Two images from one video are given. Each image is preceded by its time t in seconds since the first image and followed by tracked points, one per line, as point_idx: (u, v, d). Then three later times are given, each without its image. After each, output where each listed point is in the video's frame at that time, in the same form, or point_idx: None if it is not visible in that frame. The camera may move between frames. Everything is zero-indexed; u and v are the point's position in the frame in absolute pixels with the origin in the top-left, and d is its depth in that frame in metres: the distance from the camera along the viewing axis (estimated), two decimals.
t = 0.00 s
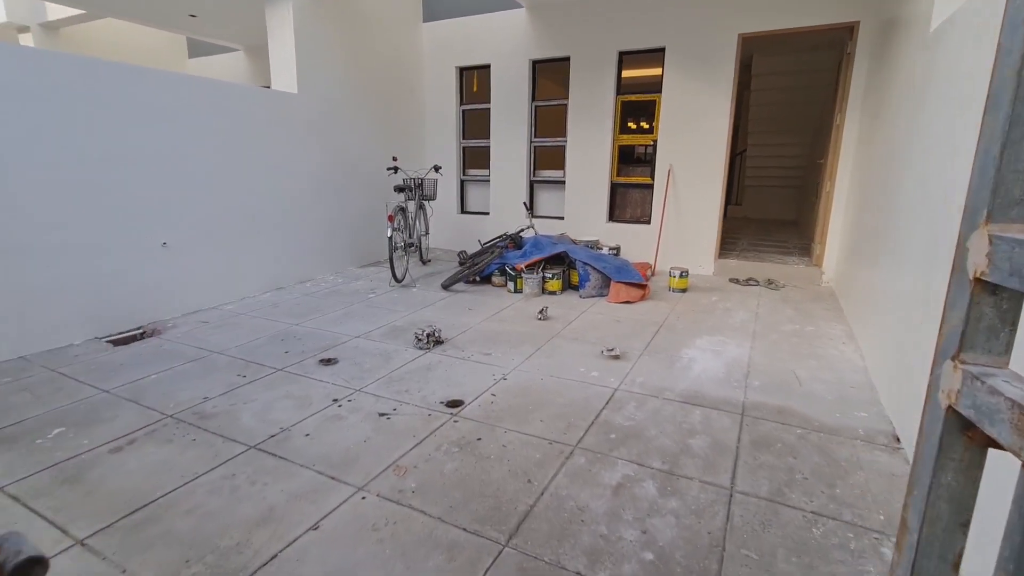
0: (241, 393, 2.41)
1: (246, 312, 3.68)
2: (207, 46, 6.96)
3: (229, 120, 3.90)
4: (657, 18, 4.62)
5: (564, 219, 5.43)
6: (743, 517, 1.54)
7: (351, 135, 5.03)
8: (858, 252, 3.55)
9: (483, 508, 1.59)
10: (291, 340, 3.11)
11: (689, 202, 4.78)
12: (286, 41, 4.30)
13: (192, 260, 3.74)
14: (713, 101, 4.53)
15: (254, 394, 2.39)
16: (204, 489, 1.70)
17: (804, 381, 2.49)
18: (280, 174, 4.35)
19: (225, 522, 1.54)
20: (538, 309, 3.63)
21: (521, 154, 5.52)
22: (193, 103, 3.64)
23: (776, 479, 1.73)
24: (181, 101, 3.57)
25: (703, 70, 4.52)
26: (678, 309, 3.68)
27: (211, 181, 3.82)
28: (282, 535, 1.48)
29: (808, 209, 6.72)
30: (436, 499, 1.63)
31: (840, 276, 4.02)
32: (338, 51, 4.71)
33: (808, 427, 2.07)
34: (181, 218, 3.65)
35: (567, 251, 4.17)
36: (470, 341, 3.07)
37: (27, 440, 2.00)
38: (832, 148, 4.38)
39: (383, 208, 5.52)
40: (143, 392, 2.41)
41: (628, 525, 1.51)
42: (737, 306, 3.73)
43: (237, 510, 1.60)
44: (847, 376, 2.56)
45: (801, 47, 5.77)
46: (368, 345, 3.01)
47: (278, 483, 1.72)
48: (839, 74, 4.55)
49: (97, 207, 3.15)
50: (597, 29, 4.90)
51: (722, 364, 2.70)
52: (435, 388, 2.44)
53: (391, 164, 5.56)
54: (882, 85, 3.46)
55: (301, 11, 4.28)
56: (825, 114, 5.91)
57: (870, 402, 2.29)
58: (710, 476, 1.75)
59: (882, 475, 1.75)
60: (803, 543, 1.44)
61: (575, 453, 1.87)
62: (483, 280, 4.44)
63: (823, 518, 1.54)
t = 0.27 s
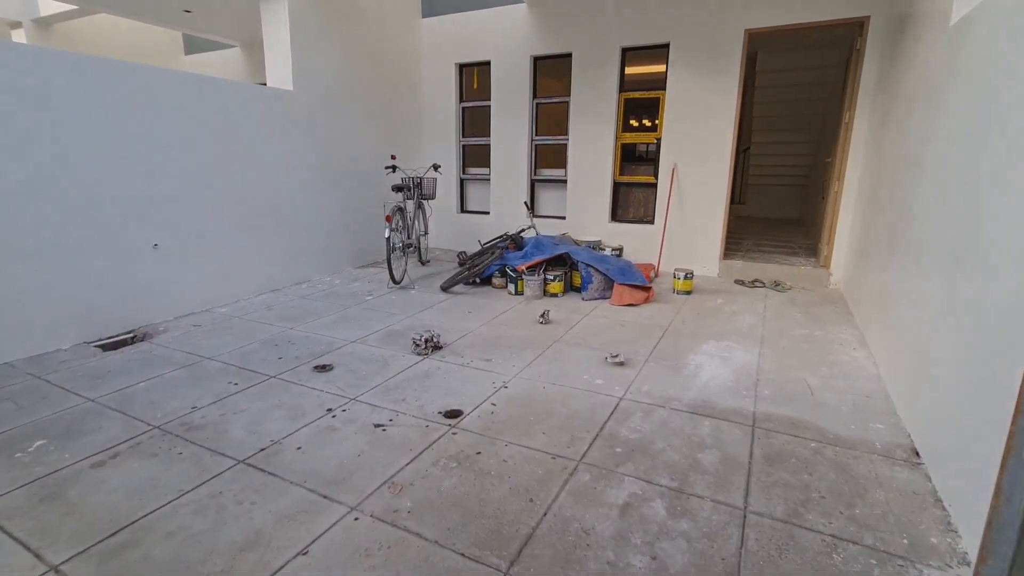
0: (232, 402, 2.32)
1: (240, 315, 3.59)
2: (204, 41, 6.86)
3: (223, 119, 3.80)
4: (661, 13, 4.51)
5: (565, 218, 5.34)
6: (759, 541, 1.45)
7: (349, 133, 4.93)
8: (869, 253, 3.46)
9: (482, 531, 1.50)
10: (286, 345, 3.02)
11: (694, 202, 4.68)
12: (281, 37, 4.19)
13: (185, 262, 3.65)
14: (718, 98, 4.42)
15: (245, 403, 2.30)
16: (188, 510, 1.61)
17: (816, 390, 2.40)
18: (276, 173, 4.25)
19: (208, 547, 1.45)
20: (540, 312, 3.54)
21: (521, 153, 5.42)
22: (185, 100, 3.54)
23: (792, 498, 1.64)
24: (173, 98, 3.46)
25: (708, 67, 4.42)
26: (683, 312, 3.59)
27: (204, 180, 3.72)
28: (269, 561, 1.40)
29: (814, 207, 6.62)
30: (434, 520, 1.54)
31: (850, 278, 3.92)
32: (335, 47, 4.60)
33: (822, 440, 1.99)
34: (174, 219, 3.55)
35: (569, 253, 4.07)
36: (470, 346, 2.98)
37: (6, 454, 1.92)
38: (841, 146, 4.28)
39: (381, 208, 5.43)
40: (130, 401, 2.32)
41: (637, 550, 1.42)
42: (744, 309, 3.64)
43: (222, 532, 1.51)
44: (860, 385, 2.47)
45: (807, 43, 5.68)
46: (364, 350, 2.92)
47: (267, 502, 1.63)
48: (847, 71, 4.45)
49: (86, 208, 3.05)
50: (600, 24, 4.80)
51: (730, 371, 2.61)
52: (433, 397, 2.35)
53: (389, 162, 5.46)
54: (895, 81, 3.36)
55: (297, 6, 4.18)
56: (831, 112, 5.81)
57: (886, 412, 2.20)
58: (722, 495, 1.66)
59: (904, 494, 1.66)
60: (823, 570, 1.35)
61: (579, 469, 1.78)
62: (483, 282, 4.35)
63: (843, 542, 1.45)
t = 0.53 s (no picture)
0: (226, 415, 2.26)
1: (236, 321, 3.52)
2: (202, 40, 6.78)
3: (220, 121, 3.73)
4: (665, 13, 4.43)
5: (568, 221, 5.27)
6: (774, 571, 1.39)
7: (348, 134, 4.85)
8: (878, 259, 3.39)
9: (485, 558, 1.44)
10: (283, 354, 2.95)
11: (698, 204, 4.61)
12: (279, 37, 4.12)
13: (181, 267, 3.58)
14: (724, 99, 4.35)
15: (240, 417, 2.24)
16: (178, 534, 1.54)
17: (827, 403, 2.33)
18: (274, 175, 4.18)
19: None
20: (542, 319, 3.47)
21: (523, 154, 5.35)
22: (179, 102, 3.47)
23: (807, 522, 1.58)
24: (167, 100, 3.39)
25: (713, 67, 4.34)
26: (688, 319, 3.52)
27: (200, 183, 3.65)
28: None
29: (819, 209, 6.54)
30: (434, 546, 1.48)
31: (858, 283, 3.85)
32: (333, 47, 4.53)
33: (835, 457, 1.92)
34: (169, 224, 3.48)
35: (572, 257, 4.01)
36: (471, 355, 2.91)
37: None
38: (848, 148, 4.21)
39: (381, 210, 5.36)
40: (122, 414, 2.26)
41: None
42: (750, 316, 3.57)
43: (213, 559, 1.45)
44: (873, 397, 2.40)
45: (812, 43, 5.61)
46: (363, 359, 2.86)
47: (260, 526, 1.57)
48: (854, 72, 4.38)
49: (78, 213, 2.98)
50: (602, 24, 4.72)
51: (738, 382, 2.54)
52: (433, 410, 2.28)
53: (389, 163, 5.39)
54: (906, 83, 3.28)
55: (295, 5, 4.11)
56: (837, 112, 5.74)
57: (900, 427, 2.14)
58: (734, 518, 1.59)
59: (923, 518, 1.60)
60: None
61: (585, 490, 1.72)
62: (485, 286, 4.29)
63: (863, 572, 1.39)
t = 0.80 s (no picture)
0: (224, 429, 2.22)
1: (235, 328, 3.48)
2: (200, 39, 6.72)
3: (218, 124, 3.68)
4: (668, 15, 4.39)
5: (569, 224, 5.22)
6: None
7: (348, 137, 4.81)
8: (885, 266, 3.35)
9: None
10: (282, 362, 2.91)
11: (701, 208, 4.56)
12: (278, 39, 4.07)
13: (179, 273, 3.53)
14: (728, 102, 4.30)
15: (238, 430, 2.20)
16: (173, 557, 1.51)
17: (835, 416, 2.29)
18: (273, 179, 4.14)
19: None
20: (545, 326, 3.43)
21: (524, 156, 5.31)
22: (177, 105, 3.42)
23: (818, 545, 1.54)
24: (164, 103, 3.34)
25: (717, 69, 4.29)
26: (692, 326, 3.48)
27: (198, 187, 3.60)
28: None
29: (822, 211, 6.50)
30: (436, 571, 1.44)
31: (864, 289, 3.81)
32: (333, 48, 4.48)
33: (845, 474, 1.88)
34: (167, 229, 3.44)
35: (574, 262, 3.96)
36: (473, 364, 2.88)
37: None
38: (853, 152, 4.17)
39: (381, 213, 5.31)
40: (118, 428, 2.22)
41: None
42: (755, 323, 3.53)
43: None
44: (881, 410, 2.36)
45: (816, 44, 5.56)
46: (363, 369, 2.82)
47: (257, 548, 1.53)
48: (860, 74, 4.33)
49: (74, 220, 2.94)
50: (605, 26, 4.67)
51: (744, 394, 2.50)
52: (434, 423, 2.25)
53: (389, 166, 5.34)
54: (914, 87, 3.24)
55: (294, 7, 4.06)
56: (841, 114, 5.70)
57: (910, 442, 2.10)
58: (743, 541, 1.55)
59: (937, 540, 1.56)
60: None
61: (590, 510, 1.68)
62: (486, 291, 4.25)
63: None
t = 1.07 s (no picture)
0: (221, 440, 2.18)
1: (233, 334, 3.45)
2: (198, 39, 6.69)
3: (215, 126, 3.64)
4: (671, 15, 4.34)
5: (570, 226, 5.18)
6: None
7: (347, 138, 4.76)
8: (890, 270, 3.31)
9: None
10: (280, 369, 2.88)
11: (704, 211, 4.52)
12: (276, 40, 4.03)
13: (176, 278, 3.49)
14: (731, 104, 4.26)
15: (235, 441, 2.16)
16: None
17: (841, 427, 2.26)
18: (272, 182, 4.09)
19: None
20: (546, 332, 3.39)
21: (525, 158, 5.27)
22: (174, 108, 3.37)
23: (826, 565, 1.50)
24: (160, 106, 3.29)
25: (720, 70, 4.25)
26: (695, 331, 3.44)
27: (196, 191, 3.56)
28: None
29: (825, 212, 6.47)
30: None
31: (869, 293, 3.78)
32: (332, 49, 4.43)
33: (854, 489, 1.84)
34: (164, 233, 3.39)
35: (576, 266, 3.92)
36: (473, 371, 2.84)
37: None
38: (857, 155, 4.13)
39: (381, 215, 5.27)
40: (113, 439, 2.19)
41: None
42: (758, 328, 3.50)
43: None
44: (887, 420, 2.33)
45: (820, 45, 5.51)
46: (362, 376, 2.78)
47: (253, 568, 1.50)
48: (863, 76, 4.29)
49: (69, 225, 2.89)
50: (606, 26, 4.62)
51: (748, 403, 2.47)
52: (434, 434, 2.21)
53: (389, 167, 5.30)
54: (922, 90, 3.19)
55: (292, 8, 4.01)
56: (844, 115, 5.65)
57: (918, 454, 2.06)
58: (749, 560, 1.52)
59: (948, 560, 1.52)
60: None
61: (593, 528, 1.64)
62: (487, 295, 4.21)
63: None
